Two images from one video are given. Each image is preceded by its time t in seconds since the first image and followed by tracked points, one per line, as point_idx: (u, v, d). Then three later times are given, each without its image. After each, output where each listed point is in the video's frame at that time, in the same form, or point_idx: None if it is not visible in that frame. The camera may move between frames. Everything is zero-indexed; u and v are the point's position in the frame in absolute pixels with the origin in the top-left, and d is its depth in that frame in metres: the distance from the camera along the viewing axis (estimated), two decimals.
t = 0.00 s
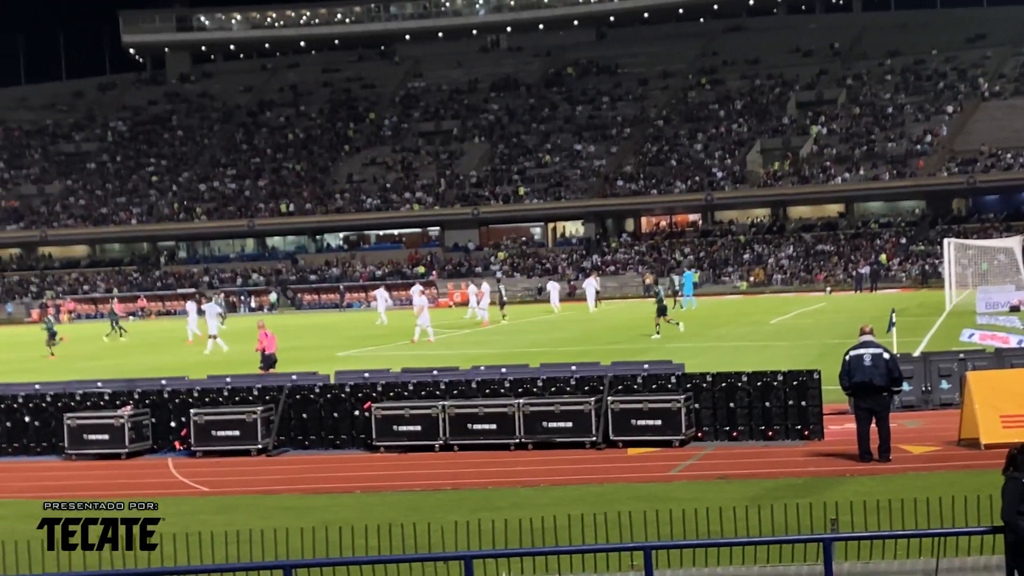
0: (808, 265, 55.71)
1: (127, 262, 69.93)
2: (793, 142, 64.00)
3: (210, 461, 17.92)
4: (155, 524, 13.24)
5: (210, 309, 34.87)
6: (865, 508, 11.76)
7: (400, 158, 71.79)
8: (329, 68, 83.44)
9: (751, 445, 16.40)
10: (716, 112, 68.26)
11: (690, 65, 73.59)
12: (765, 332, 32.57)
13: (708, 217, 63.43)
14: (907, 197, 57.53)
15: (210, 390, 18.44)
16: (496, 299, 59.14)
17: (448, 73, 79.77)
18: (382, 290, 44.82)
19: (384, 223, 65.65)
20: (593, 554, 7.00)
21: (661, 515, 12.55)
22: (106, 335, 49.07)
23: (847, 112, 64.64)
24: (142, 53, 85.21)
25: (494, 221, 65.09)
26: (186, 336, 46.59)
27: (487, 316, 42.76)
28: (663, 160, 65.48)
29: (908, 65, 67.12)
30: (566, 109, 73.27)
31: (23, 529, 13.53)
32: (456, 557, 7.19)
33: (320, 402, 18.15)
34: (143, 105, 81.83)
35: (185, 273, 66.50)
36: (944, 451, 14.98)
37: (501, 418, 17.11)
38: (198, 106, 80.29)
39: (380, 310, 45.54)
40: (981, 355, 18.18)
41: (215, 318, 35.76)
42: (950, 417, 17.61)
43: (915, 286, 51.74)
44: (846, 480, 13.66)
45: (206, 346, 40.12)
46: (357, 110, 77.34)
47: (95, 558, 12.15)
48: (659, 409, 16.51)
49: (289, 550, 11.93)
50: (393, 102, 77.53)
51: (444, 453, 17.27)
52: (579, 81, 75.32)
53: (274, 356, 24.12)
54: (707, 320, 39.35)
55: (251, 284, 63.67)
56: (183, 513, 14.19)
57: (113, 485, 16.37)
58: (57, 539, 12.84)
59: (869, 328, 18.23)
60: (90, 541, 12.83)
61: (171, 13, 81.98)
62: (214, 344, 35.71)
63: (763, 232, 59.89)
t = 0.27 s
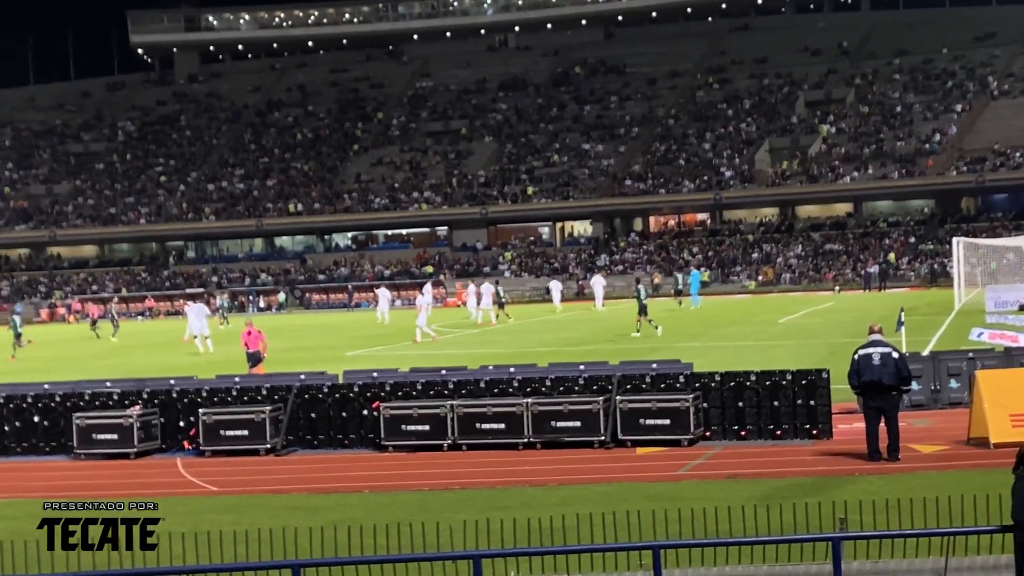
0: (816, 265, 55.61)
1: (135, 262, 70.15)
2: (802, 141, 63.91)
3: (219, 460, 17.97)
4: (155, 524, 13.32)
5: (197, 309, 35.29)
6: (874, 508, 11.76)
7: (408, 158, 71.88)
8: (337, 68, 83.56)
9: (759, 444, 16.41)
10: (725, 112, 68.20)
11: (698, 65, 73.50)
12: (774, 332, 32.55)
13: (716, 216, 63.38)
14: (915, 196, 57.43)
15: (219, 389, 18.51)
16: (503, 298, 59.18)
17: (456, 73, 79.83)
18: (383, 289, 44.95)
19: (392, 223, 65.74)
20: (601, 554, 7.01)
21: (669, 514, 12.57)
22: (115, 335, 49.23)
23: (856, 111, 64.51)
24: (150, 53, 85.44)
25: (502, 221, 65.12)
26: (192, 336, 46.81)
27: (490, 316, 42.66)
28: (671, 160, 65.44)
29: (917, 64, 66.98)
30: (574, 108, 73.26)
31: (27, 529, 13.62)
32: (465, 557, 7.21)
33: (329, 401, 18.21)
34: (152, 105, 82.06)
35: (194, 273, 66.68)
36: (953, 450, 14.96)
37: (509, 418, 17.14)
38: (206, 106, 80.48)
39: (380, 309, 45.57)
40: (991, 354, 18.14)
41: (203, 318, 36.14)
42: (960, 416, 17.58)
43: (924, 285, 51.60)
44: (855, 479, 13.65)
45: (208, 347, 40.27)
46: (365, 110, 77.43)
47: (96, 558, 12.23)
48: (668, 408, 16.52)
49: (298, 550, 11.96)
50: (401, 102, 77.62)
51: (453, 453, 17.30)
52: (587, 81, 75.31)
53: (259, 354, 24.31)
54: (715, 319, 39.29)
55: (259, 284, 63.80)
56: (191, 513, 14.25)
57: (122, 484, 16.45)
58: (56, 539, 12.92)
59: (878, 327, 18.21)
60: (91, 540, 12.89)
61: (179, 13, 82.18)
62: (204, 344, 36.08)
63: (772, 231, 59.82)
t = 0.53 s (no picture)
0: (822, 265, 55.56)
1: (141, 263, 70.36)
2: (808, 141, 63.85)
3: (225, 461, 18.02)
4: (155, 524, 13.44)
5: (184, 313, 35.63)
6: (880, 509, 11.78)
7: (414, 159, 71.95)
8: (343, 69, 83.67)
9: (765, 445, 16.41)
10: (731, 112, 68.16)
11: (704, 65, 73.48)
12: (781, 332, 32.53)
13: (722, 217, 63.34)
14: (921, 196, 57.36)
15: (226, 391, 18.59)
16: (509, 298, 59.21)
17: (461, 74, 79.89)
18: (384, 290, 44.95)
19: (398, 225, 65.83)
20: (607, 555, 7.04)
21: (676, 515, 12.59)
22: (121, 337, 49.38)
23: (861, 111, 64.41)
24: (156, 55, 85.64)
25: (508, 222, 65.17)
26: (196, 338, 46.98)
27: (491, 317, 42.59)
28: (677, 161, 65.41)
29: (923, 64, 66.90)
30: (580, 109, 73.29)
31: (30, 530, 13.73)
32: (471, 558, 7.23)
33: (335, 403, 18.26)
34: (158, 106, 82.25)
35: (200, 275, 66.83)
36: (960, 450, 14.98)
37: (516, 419, 17.17)
38: (212, 108, 80.64)
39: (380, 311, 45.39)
40: (997, 355, 18.14)
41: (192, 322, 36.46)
42: (966, 417, 17.58)
43: (930, 285, 51.50)
44: (862, 479, 13.66)
45: (210, 348, 40.61)
46: (371, 111, 77.52)
47: (97, 558, 12.34)
48: (674, 409, 16.55)
49: (305, 551, 12.00)
50: (406, 103, 77.71)
51: (459, 454, 17.31)
52: (593, 82, 75.33)
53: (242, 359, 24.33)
54: (721, 320, 39.26)
55: (266, 286, 63.92)
56: (198, 514, 14.31)
57: (129, 485, 16.52)
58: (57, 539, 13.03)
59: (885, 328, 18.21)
60: (92, 541, 12.98)
61: (185, 14, 82.29)
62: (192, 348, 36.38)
63: (777, 232, 59.78)
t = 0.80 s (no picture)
0: (827, 266, 55.50)
1: (146, 265, 70.47)
2: (812, 142, 63.82)
3: (231, 463, 18.04)
4: (155, 525, 13.49)
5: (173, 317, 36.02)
6: (887, 509, 11.76)
7: (419, 161, 72.02)
8: (347, 71, 83.78)
9: (771, 446, 16.40)
10: (735, 113, 68.15)
11: (708, 66, 73.49)
12: (786, 333, 32.52)
13: (727, 218, 63.30)
14: (926, 196, 57.33)
15: (231, 393, 18.65)
16: (513, 300, 59.21)
17: (466, 76, 79.96)
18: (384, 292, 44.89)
19: (403, 227, 65.90)
20: (613, 556, 7.03)
21: (682, 516, 12.59)
22: (126, 340, 49.44)
23: (866, 112, 64.35)
24: (161, 58, 85.82)
25: (513, 223, 65.21)
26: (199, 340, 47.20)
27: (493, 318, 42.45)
28: (682, 162, 65.39)
29: (927, 64, 66.88)
30: (584, 111, 73.32)
31: (34, 531, 13.79)
32: (477, 560, 7.24)
33: (341, 404, 18.30)
34: (162, 109, 82.40)
35: (205, 278, 66.89)
36: (966, 451, 14.96)
37: (521, 420, 17.17)
38: (216, 110, 80.79)
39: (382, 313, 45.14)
40: (1002, 355, 18.14)
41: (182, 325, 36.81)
42: (972, 417, 17.57)
43: (935, 285, 51.42)
44: (868, 480, 13.65)
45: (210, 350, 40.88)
46: (375, 113, 77.61)
47: (101, 559, 12.37)
48: (680, 410, 16.55)
49: (310, 553, 12.01)
50: (411, 105, 77.82)
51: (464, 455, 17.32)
52: (597, 83, 75.35)
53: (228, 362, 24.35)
54: (725, 321, 39.26)
55: (270, 288, 63.97)
56: (203, 516, 14.35)
57: (134, 488, 16.55)
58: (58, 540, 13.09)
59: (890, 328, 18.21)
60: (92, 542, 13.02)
61: (189, 17, 82.44)
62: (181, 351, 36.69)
63: (782, 233, 59.77)
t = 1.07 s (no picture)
0: (833, 267, 55.43)
1: (152, 268, 70.60)
2: (818, 143, 63.75)
3: (237, 466, 18.06)
4: (155, 525, 13.54)
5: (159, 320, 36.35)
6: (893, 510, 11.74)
7: (424, 162, 72.08)
8: (352, 73, 83.89)
9: (777, 447, 16.38)
10: (740, 114, 68.12)
11: (713, 67, 73.46)
12: (792, 335, 32.49)
13: (732, 219, 63.24)
14: (932, 197, 57.24)
15: (237, 395, 18.68)
16: (519, 301, 59.22)
17: (471, 78, 80.02)
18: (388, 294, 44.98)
19: (408, 229, 65.96)
20: (619, 556, 7.03)
21: (687, 518, 12.58)
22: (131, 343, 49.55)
23: (872, 113, 64.25)
24: (167, 61, 86.01)
25: (518, 225, 65.23)
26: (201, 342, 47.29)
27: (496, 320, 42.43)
28: (687, 163, 65.34)
29: (933, 65, 66.80)
30: (589, 112, 73.34)
31: (37, 534, 13.83)
32: (483, 560, 7.24)
33: (347, 406, 18.32)
34: (168, 111, 82.57)
35: (211, 280, 66.96)
36: (973, 452, 14.93)
37: (527, 422, 17.15)
38: (222, 113, 80.93)
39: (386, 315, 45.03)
40: (1009, 356, 18.11)
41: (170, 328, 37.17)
42: (978, 418, 17.53)
43: (941, 286, 51.32)
44: (875, 481, 13.62)
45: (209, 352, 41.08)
46: (380, 115, 77.69)
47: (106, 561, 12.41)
48: (686, 411, 16.53)
49: (316, 555, 12.02)
50: (416, 107, 77.91)
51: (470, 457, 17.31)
52: (602, 84, 75.36)
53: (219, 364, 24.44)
54: (731, 322, 39.22)
55: (276, 290, 64.02)
56: (208, 518, 14.38)
57: (139, 490, 16.57)
58: (61, 541, 13.13)
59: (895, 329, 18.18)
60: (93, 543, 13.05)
61: (195, 20, 82.56)
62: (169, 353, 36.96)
63: (788, 234, 59.72)
